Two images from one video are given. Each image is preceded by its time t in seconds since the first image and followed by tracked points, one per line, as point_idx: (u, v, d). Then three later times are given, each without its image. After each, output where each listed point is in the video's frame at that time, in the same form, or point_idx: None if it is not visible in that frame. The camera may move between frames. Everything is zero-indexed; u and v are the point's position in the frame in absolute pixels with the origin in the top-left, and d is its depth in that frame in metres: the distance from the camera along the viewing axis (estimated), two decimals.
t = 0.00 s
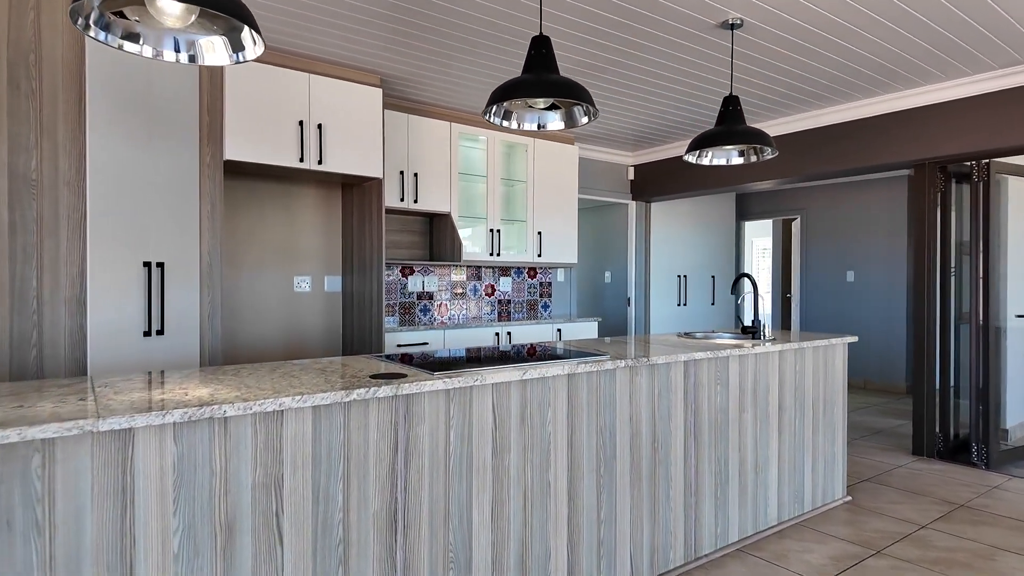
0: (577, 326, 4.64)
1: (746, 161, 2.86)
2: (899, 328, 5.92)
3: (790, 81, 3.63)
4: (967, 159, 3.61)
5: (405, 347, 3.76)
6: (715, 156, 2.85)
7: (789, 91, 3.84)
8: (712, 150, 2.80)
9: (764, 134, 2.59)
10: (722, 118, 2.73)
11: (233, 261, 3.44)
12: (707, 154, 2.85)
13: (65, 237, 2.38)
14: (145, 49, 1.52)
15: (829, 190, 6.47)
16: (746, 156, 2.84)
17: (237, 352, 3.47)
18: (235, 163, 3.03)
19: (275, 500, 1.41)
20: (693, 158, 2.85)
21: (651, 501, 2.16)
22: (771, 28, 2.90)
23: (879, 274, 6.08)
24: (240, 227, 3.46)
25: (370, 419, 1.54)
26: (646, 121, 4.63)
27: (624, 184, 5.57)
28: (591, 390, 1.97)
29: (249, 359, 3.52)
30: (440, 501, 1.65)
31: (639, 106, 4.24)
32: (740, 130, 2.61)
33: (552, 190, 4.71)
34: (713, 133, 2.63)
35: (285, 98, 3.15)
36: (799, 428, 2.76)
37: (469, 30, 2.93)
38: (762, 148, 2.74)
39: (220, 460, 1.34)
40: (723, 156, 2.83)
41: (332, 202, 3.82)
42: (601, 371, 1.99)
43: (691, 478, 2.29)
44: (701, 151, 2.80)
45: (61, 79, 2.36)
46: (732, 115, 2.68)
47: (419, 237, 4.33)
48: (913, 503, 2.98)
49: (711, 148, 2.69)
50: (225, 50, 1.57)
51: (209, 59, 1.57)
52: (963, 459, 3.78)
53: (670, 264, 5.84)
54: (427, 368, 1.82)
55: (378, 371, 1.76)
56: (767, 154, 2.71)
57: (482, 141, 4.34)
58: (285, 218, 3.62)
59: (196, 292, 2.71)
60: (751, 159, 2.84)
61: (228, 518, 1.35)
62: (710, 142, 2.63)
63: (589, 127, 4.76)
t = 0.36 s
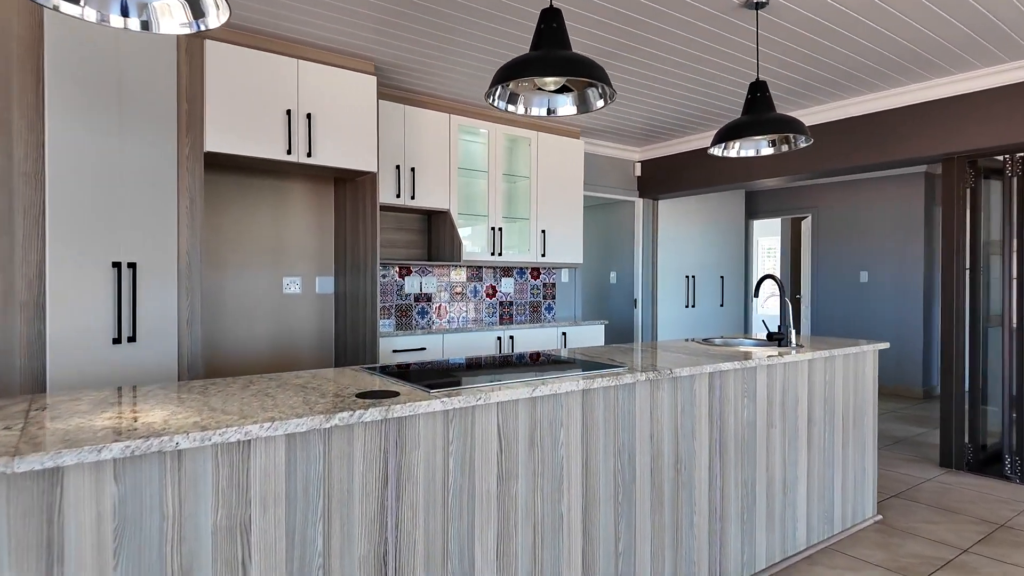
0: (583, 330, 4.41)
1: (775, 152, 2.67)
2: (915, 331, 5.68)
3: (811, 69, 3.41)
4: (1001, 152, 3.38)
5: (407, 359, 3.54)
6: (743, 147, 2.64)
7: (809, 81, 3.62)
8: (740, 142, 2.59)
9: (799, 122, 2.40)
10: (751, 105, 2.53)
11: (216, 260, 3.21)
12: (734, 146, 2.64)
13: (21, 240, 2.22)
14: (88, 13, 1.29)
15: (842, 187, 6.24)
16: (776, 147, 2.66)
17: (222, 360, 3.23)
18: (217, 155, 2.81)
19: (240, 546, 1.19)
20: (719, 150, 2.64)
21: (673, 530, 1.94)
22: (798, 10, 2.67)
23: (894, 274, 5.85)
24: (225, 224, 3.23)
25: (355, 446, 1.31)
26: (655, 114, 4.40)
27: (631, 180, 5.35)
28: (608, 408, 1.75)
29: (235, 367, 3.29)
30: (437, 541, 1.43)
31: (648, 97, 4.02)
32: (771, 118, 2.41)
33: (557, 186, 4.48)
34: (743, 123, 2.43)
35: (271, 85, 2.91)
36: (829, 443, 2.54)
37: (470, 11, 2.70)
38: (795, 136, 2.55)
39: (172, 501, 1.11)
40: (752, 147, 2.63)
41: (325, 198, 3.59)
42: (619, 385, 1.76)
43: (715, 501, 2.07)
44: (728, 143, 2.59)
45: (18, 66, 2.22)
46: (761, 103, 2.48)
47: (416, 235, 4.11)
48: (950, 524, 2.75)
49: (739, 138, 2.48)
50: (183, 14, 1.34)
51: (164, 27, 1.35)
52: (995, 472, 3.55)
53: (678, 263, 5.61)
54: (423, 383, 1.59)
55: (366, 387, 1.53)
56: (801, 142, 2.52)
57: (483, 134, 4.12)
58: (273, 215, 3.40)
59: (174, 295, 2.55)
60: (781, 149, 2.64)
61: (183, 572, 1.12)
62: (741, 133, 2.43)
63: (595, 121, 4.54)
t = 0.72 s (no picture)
0: (589, 333, 4.18)
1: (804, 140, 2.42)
2: (932, 334, 5.47)
3: (835, 57, 3.19)
4: None
5: (405, 368, 3.30)
6: (768, 136, 2.40)
7: (831, 71, 3.40)
8: (764, 130, 2.36)
9: (832, 109, 2.16)
10: (778, 90, 2.29)
11: (196, 260, 2.97)
12: (759, 134, 2.41)
13: None
14: None
15: (855, 185, 6.02)
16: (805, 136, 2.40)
17: (204, 368, 3.00)
18: (195, 146, 2.58)
19: None
20: (741, 139, 2.41)
21: (701, 564, 1.72)
22: None
23: (909, 275, 5.63)
24: (205, 220, 2.99)
25: (333, 484, 1.09)
26: (665, 106, 4.18)
27: (638, 176, 5.13)
28: (630, 429, 1.52)
29: (218, 376, 3.05)
30: None
31: (659, 88, 3.79)
32: (800, 104, 2.18)
33: (561, 181, 4.26)
34: (768, 108, 2.21)
35: (255, 70, 2.67)
36: (864, 460, 2.31)
37: None
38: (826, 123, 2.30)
39: (100, 561, 0.89)
40: (778, 136, 2.38)
41: (314, 193, 3.35)
42: (643, 403, 1.54)
43: (746, 529, 1.85)
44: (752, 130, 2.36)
45: None
46: (789, 87, 2.25)
47: (413, 233, 3.88)
48: (992, 547, 2.54)
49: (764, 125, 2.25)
50: None
51: None
52: None
53: (686, 263, 5.38)
54: (416, 403, 1.37)
55: (351, 408, 1.31)
56: (832, 132, 2.27)
57: (483, 126, 3.89)
58: (259, 211, 3.16)
59: (147, 300, 2.38)
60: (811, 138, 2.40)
61: None
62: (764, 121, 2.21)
63: (602, 114, 4.31)
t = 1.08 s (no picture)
0: (594, 337, 3.96)
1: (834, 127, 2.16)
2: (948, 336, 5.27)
3: (861, 41, 2.97)
4: None
5: (396, 378, 3.07)
6: (793, 123, 2.15)
7: (855, 57, 3.19)
8: (788, 114, 2.11)
9: (866, 89, 1.89)
10: (806, 70, 2.06)
11: (172, 257, 2.74)
12: (782, 120, 2.16)
13: None
14: None
15: (868, 182, 5.82)
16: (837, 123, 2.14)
17: (180, 375, 2.76)
18: (168, 133, 2.35)
19: None
20: (762, 124, 2.17)
21: None
22: None
23: (924, 275, 5.43)
24: (183, 215, 2.76)
25: (303, 536, 0.87)
26: (674, 98, 3.97)
27: (644, 172, 4.92)
28: (658, 454, 1.31)
29: (196, 384, 2.82)
30: None
31: (670, 78, 3.57)
32: (829, 84, 1.93)
33: (566, 176, 4.04)
34: (792, 88, 1.97)
35: (234, 50, 2.45)
36: (905, 479, 2.10)
37: None
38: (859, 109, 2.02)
39: None
40: (804, 123, 2.13)
41: (302, 187, 3.12)
42: (674, 424, 1.31)
43: (784, 564, 1.63)
44: (774, 114, 2.11)
45: None
46: (819, 66, 2.01)
47: (408, 230, 3.66)
48: None
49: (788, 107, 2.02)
50: None
51: None
52: None
53: (694, 263, 5.17)
54: (408, 428, 1.14)
55: (328, 435, 1.08)
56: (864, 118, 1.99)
57: (484, 118, 3.67)
58: (241, 206, 2.93)
59: (114, 302, 2.14)
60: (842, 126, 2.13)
61: None
62: (787, 104, 1.98)
63: (608, 105, 4.10)
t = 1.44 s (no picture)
0: (599, 342, 3.76)
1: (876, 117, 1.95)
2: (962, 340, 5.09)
3: (888, 28, 2.78)
4: None
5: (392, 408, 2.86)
6: (829, 111, 1.95)
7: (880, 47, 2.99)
8: (823, 102, 1.92)
9: (912, 70, 1.69)
10: (843, 53, 1.86)
11: (146, 258, 2.53)
12: (817, 109, 1.97)
13: None
14: None
15: (879, 180, 5.64)
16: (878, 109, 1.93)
17: (155, 386, 2.56)
18: (138, 122, 2.14)
19: None
20: (794, 114, 1.98)
21: None
22: None
23: (937, 277, 5.25)
24: (157, 212, 2.55)
25: None
26: (684, 91, 3.77)
27: (649, 170, 4.72)
28: (696, 493, 1.11)
29: (174, 396, 2.61)
30: None
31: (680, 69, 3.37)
32: (870, 65, 1.74)
33: (570, 173, 3.84)
34: (828, 72, 1.78)
35: (212, 32, 2.23)
36: (950, 504, 1.90)
37: None
38: (905, 93, 1.81)
39: None
40: (841, 111, 1.93)
41: (289, 183, 2.91)
42: (715, 458, 1.12)
43: None
44: (808, 102, 1.91)
45: None
46: (858, 48, 1.82)
47: (403, 230, 3.45)
48: None
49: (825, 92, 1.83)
50: None
51: None
52: None
53: (701, 264, 4.97)
54: (401, 472, 0.94)
55: (303, 481, 0.88)
56: (911, 103, 1.77)
57: (484, 110, 3.46)
58: (222, 203, 2.72)
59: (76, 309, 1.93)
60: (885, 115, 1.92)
61: None
62: (823, 89, 1.79)
63: (614, 98, 3.90)
